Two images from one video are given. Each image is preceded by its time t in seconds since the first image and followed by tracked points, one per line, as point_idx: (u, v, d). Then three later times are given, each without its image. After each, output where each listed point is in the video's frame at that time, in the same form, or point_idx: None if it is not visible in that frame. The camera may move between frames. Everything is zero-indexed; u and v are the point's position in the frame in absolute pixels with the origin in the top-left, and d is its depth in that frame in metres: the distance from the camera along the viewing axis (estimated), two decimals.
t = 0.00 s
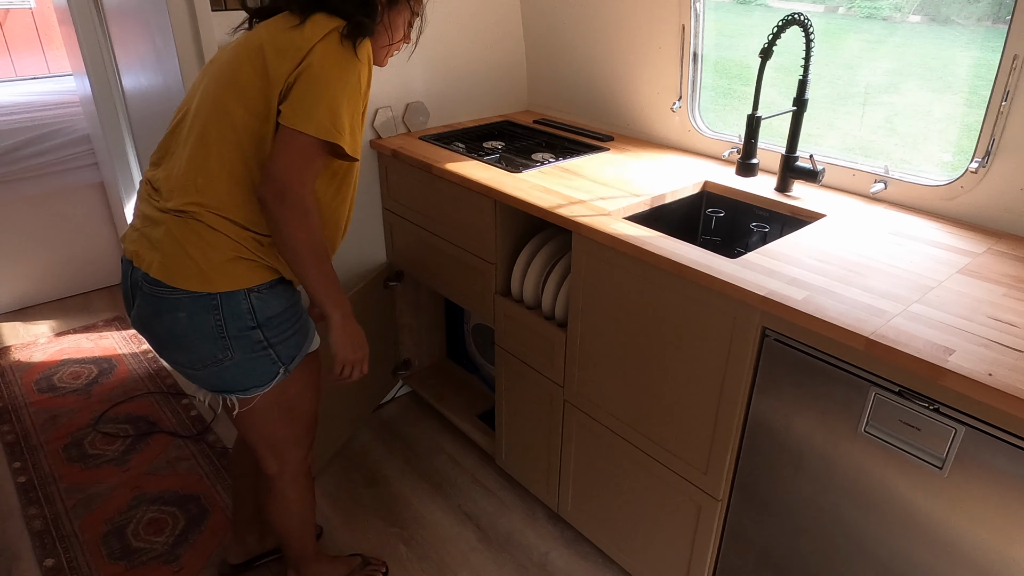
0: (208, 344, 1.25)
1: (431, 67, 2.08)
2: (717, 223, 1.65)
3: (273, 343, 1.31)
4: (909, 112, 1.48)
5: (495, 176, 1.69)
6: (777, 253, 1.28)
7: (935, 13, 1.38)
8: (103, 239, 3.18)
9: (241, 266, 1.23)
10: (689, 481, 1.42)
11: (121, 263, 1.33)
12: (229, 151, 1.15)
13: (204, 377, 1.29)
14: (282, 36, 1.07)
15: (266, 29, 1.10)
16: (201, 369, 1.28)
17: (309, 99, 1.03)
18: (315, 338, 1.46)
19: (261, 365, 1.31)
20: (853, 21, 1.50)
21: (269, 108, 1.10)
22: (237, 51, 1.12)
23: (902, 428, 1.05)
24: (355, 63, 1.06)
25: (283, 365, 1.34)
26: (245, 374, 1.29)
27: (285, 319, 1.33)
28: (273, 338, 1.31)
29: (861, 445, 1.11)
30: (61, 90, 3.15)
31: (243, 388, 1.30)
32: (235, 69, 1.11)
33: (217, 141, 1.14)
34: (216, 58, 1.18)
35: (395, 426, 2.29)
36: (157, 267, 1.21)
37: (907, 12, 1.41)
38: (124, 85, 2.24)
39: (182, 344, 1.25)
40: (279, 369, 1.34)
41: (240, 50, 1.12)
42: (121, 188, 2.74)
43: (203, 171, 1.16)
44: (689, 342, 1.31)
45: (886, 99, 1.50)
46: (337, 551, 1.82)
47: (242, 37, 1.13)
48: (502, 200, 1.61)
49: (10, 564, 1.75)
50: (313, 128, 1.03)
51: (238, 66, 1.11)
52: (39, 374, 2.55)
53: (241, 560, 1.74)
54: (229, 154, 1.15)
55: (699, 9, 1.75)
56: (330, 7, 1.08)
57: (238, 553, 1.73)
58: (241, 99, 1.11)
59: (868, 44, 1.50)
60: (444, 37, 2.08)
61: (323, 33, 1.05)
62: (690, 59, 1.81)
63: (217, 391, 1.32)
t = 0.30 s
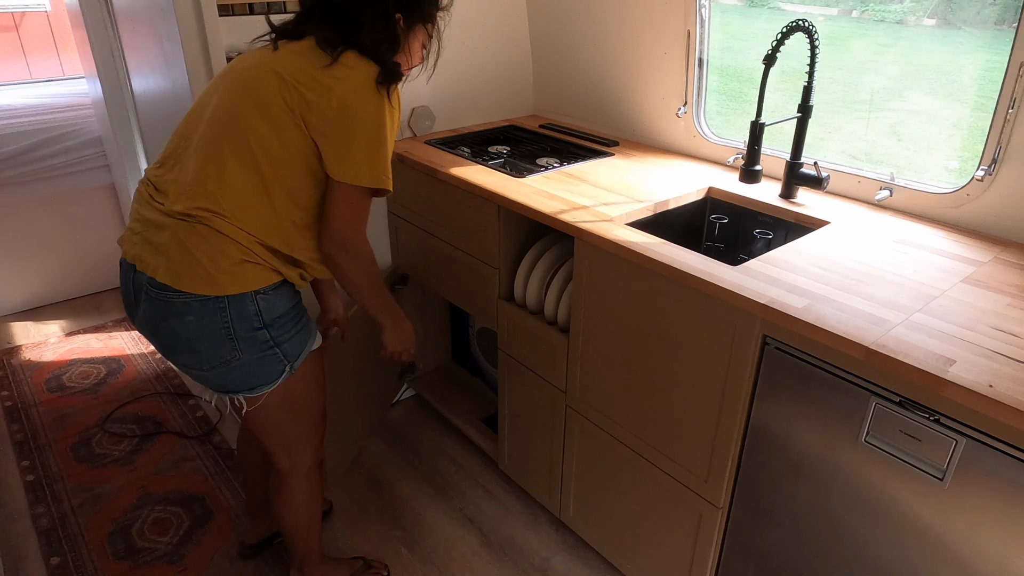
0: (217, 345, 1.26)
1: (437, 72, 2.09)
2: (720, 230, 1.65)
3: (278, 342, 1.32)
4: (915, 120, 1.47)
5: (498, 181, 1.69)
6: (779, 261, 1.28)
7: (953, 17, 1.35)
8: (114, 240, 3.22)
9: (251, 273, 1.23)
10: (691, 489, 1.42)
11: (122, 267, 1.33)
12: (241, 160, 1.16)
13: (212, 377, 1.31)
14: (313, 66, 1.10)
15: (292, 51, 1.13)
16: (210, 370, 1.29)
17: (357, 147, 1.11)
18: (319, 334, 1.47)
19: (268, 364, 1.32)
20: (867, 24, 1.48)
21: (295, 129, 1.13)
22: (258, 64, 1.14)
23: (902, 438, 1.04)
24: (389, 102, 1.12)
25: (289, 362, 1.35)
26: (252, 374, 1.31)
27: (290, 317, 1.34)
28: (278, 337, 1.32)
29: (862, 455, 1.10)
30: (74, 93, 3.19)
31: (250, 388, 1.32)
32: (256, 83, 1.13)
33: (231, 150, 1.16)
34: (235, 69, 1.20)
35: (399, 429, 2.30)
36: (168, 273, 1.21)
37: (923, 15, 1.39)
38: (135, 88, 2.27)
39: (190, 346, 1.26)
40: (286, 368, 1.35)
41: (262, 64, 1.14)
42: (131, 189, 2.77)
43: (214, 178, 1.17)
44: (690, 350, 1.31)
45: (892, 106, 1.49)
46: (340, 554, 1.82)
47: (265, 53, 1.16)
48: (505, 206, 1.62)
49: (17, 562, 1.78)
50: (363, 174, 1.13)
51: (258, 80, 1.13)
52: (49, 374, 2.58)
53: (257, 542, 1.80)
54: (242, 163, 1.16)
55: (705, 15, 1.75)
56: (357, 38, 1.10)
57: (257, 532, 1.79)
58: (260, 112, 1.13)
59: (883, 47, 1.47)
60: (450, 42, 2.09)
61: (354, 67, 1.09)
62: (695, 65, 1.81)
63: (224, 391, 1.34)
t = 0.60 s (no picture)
0: (206, 319, 1.30)
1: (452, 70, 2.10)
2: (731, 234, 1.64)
3: (265, 319, 1.36)
4: (932, 129, 1.45)
5: (510, 180, 1.69)
6: (789, 267, 1.27)
7: (978, 25, 1.33)
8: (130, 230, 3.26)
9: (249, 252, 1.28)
10: (695, 493, 1.41)
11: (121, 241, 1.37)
12: (262, 159, 1.23)
13: (201, 351, 1.35)
14: (361, 113, 1.21)
15: (336, 85, 1.21)
16: (199, 343, 1.33)
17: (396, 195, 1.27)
18: (309, 316, 1.50)
19: (255, 340, 1.36)
20: (890, 30, 1.46)
21: (331, 158, 1.24)
22: (299, 82, 1.21)
23: (909, 449, 1.03)
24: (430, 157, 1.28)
25: (275, 339, 1.39)
26: (240, 348, 1.35)
27: (277, 296, 1.37)
28: (266, 314, 1.35)
29: (868, 465, 1.09)
30: (97, 84, 3.25)
31: (237, 362, 1.36)
32: (294, 100, 1.20)
33: (254, 147, 1.23)
34: (271, 71, 1.26)
35: (406, 425, 2.31)
36: (168, 247, 1.26)
37: (948, 23, 1.37)
38: (154, 80, 2.30)
39: (180, 318, 1.31)
40: (272, 343, 1.39)
41: (304, 85, 1.21)
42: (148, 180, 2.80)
43: (230, 167, 1.24)
44: (697, 354, 1.30)
45: (909, 113, 1.48)
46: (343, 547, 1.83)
47: (307, 74, 1.22)
48: (516, 205, 1.62)
49: (26, 544, 1.80)
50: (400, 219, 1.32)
51: (298, 100, 1.20)
52: (63, 360, 2.62)
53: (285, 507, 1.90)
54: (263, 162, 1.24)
55: (722, 18, 1.74)
56: (407, 95, 1.22)
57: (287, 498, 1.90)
58: (294, 130, 1.21)
59: (904, 54, 1.45)
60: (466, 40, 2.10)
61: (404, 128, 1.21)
62: (712, 68, 1.80)
63: (213, 365, 1.38)
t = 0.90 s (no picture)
0: (187, 298, 1.34)
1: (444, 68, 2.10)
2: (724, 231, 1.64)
3: (245, 299, 1.38)
4: (923, 124, 1.45)
5: (501, 178, 1.69)
6: (780, 263, 1.27)
7: (973, 20, 1.32)
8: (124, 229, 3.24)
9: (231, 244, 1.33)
10: (687, 491, 1.41)
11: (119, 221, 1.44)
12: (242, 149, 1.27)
13: (186, 327, 1.39)
14: (338, 111, 1.23)
15: (316, 84, 1.24)
16: (184, 320, 1.38)
17: (370, 191, 1.30)
18: (292, 293, 1.50)
19: (235, 319, 1.38)
20: (885, 25, 1.45)
21: (308, 153, 1.27)
22: (280, 78, 1.24)
23: (899, 445, 1.03)
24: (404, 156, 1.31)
25: (256, 317, 1.40)
26: (221, 325, 1.38)
27: (258, 277, 1.39)
28: (245, 294, 1.37)
29: (859, 461, 1.09)
30: (89, 85, 3.24)
31: (220, 338, 1.40)
32: (274, 96, 1.23)
33: (234, 139, 1.26)
34: (258, 66, 1.29)
35: (401, 424, 2.31)
36: (152, 232, 1.30)
37: (943, 19, 1.36)
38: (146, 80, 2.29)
39: (164, 296, 1.35)
40: (254, 322, 1.41)
41: (285, 82, 1.23)
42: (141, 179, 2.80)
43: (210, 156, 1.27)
44: (688, 351, 1.30)
45: (900, 109, 1.48)
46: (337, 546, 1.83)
47: (289, 71, 1.25)
48: (508, 202, 1.61)
49: (20, 546, 1.80)
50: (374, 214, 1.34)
51: (278, 95, 1.23)
52: (57, 361, 2.61)
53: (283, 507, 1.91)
54: (243, 153, 1.27)
55: (713, 15, 1.74)
56: (384, 97, 1.24)
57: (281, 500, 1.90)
58: (273, 124, 1.24)
59: (898, 49, 1.45)
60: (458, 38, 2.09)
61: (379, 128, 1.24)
62: (704, 65, 1.80)
63: (200, 341, 1.42)
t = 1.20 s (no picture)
0: (171, 277, 1.37)
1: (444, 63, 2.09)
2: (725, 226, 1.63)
3: (228, 283, 1.40)
4: (926, 118, 1.44)
5: (502, 173, 1.68)
6: (782, 258, 1.27)
7: (978, 13, 1.31)
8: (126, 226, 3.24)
9: (217, 228, 1.34)
10: (688, 486, 1.41)
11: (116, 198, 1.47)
12: (239, 140, 1.29)
13: (169, 306, 1.41)
14: (335, 114, 1.23)
15: (318, 86, 1.24)
16: (167, 299, 1.41)
17: (359, 195, 1.29)
18: (279, 282, 1.52)
19: (217, 302, 1.41)
20: (888, 19, 1.44)
21: (301, 151, 1.28)
22: (284, 76, 1.25)
23: (901, 440, 1.02)
24: (399, 165, 1.30)
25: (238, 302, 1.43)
26: (203, 307, 1.41)
27: (243, 263, 1.41)
28: (229, 279, 1.40)
29: (861, 455, 1.08)
30: (90, 81, 3.24)
31: (201, 320, 1.42)
32: (276, 92, 1.24)
33: (232, 129, 1.28)
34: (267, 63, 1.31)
35: (402, 420, 2.31)
36: (142, 208, 1.33)
37: (947, 12, 1.35)
38: (146, 76, 2.29)
39: (149, 275, 1.38)
40: (236, 307, 1.43)
41: (288, 80, 1.25)
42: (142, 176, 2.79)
43: (207, 142, 1.29)
44: (689, 346, 1.30)
45: (902, 103, 1.47)
46: (339, 541, 1.84)
47: (296, 71, 1.27)
48: (508, 198, 1.61)
49: (23, 542, 1.80)
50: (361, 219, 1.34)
51: (279, 92, 1.24)
52: (59, 358, 2.61)
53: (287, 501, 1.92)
54: (240, 144, 1.29)
55: (714, 9, 1.73)
56: (382, 106, 1.23)
57: (284, 495, 1.91)
58: (272, 119, 1.26)
59: (901, 43, 1.44)
60: (458, 33, 2.08)
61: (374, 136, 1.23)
62: (705, 59, 1.79)
63: (183, 321, 1.45)
